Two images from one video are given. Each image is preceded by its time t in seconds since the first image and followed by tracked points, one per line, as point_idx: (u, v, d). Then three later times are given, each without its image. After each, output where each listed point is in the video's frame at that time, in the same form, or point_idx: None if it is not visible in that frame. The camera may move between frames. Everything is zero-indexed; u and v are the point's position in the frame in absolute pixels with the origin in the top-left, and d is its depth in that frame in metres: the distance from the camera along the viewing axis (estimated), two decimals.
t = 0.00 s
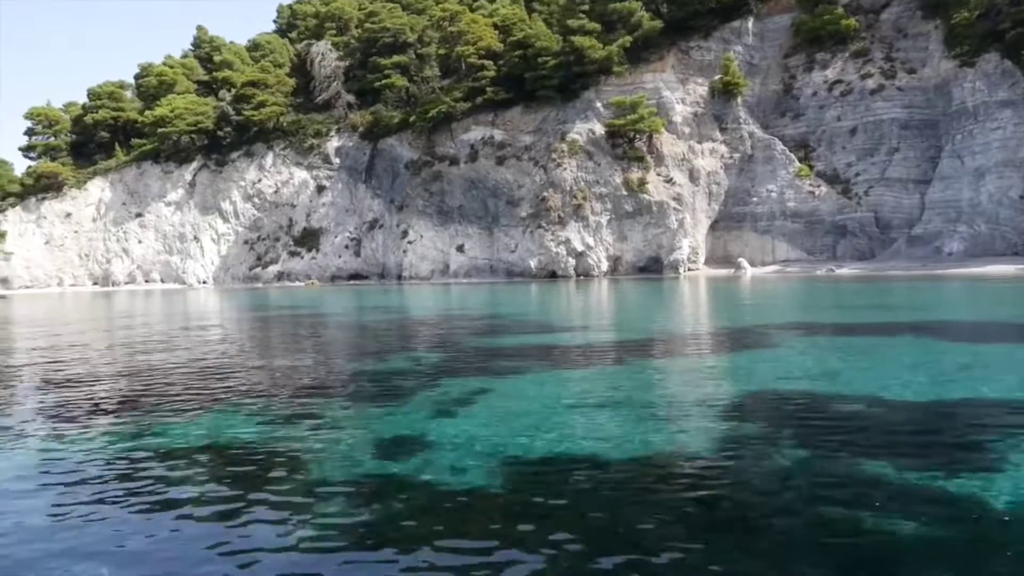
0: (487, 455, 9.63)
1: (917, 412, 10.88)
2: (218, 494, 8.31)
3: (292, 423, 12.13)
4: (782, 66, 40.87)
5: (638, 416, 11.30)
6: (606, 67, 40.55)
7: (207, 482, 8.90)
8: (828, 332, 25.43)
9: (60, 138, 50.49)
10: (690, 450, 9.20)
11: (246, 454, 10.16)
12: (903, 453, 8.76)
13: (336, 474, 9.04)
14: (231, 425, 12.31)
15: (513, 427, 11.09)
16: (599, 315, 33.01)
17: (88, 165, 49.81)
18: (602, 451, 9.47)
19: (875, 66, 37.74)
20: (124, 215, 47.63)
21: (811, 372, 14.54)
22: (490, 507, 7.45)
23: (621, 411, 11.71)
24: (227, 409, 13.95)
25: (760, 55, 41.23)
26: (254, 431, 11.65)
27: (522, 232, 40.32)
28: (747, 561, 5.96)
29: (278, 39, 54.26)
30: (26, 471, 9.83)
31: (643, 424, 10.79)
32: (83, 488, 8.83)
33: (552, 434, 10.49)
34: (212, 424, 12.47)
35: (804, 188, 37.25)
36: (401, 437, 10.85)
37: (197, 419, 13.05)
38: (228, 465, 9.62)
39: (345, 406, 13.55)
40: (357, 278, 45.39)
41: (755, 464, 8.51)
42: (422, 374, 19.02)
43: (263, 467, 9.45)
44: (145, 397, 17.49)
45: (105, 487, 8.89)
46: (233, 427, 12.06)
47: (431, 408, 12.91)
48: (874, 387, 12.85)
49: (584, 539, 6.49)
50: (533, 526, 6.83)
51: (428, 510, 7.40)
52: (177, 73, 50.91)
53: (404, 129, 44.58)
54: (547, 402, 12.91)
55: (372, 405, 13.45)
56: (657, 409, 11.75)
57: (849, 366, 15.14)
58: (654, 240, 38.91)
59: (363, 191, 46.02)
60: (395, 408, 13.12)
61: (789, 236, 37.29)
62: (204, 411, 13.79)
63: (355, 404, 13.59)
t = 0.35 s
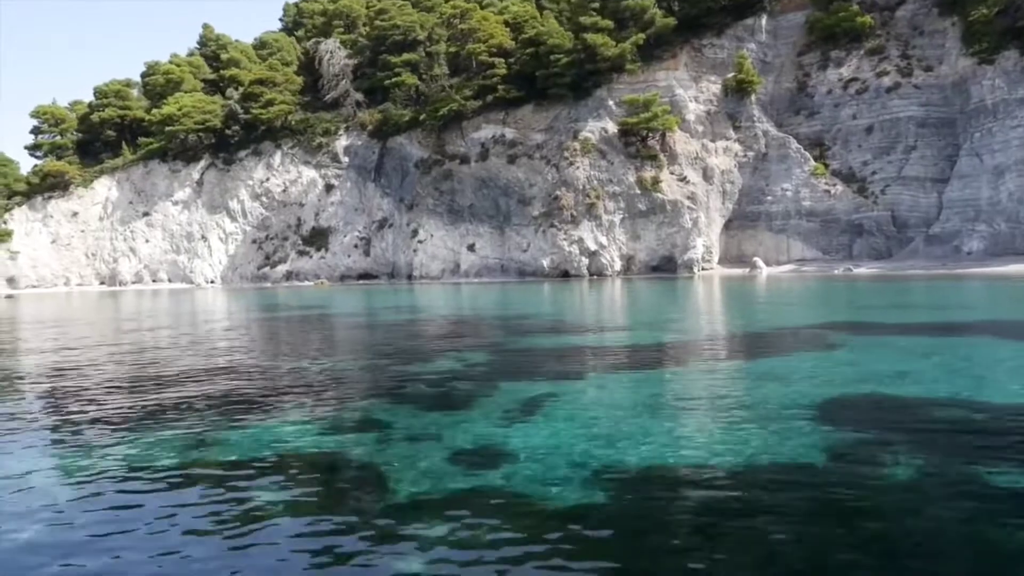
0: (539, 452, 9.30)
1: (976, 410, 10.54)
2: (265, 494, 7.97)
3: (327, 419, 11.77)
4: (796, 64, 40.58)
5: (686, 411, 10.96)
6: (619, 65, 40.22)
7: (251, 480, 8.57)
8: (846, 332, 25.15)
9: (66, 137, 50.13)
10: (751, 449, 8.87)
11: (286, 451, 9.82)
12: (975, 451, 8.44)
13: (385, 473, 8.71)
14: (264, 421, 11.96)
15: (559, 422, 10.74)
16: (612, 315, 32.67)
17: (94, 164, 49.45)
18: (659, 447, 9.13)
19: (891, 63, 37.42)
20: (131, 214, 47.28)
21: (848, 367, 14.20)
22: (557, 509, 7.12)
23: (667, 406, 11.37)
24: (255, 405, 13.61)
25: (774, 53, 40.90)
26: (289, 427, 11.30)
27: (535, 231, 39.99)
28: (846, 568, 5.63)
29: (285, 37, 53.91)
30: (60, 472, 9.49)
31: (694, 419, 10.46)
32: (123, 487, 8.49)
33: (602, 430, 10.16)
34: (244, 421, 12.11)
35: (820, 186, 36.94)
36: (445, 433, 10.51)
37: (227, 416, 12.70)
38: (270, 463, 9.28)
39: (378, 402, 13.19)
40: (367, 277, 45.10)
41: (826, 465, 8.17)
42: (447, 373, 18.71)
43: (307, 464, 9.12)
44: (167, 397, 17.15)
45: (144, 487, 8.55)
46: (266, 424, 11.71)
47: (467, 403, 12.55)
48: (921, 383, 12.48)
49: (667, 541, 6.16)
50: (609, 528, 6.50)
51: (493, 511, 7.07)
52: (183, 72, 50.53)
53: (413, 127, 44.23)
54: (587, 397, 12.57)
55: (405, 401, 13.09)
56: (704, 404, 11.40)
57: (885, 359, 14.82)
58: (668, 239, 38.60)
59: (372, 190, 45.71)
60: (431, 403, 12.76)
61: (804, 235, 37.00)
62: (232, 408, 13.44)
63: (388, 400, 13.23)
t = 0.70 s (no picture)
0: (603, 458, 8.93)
1: None
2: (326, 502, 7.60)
3: (369, 424, 11.39)
4: (812, 61, 40.23)
5: (746, 420, 10.60)
6: (634, 63, 39.82)
7: (307, 486, 8.19)
8: (869, 333, 24.80)
9: (74, 135, 49.75)
10: (827, 460, 8.52)
11: (336, 456, 9.45)
12: None
13: (448, 480, 8.32)
14: (304, 423, 11.59)
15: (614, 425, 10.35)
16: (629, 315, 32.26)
17: (101, 162, 49.07)
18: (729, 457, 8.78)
19: (909, 61, 37.05)
20: (139, 213, 46.89)
21: (898, 374, 13.84)
22: (643, 522, 6.74)
23: (723, 414, 11.01)
24: (289, 407, 13.22)
25: (789, 51, 40.56)
26: (332, 431, 10.94)
27: (548, 230, 39.60)
28: None
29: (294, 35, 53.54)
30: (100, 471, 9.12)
31: (755, 427, 10.09)
32: (174, 491, 8.12)
33: (664, 437, 9.80)
34: (282, 423, 11.73)
35: (838, 185, 36.56)
36: (498, 439, 10.14)
37: (263, 417, 12.32)
38: (323, 469, 8.91)
39: (417, 406, 12.81)
40: (377, 277, 44.68)
41: (915, 478, 7.80)
42: (476, 374, 18.35)
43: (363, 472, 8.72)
44: (191, 396, 16.75)
45: (194, 491, 8.17)
46: (307, 426, 11.33)
47: (511, 408, 12.18)
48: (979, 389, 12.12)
49: (771, 561, 5.83)
50: (710, 544, 6.14)
51: (575, 524, 6.69)
52: (191, 69, 50.11)
53: (425, 125, 43.84)
54: (637, 401, 12.18)
55: (445, 405, 12.69)
56: (761, 411, 11.04)
57: (934, 366, 14.44)
58: (683, 238, 38.21)
59: (383, 189, 45.32)
60: (474, 407, 12.39)
61: (822, 235, 36.62)
62: (266, 409, 13.07)
63: (428, 404, 12.86)
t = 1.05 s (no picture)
0: (663, 478, 8.59)
1: None
2: (387, 532, 7.26)
3: (408, 436, 11.06)
4: (826, 60, 39.90)
5: (800, 432, 10.26)
6: (646, 61, 39.47)
7: (362, 512, 7.86)
8: (893, 334, 24.45)
9: (79, 134, 49.36)
10: (899, 480, 8.20)
11: (383, 476, 9.12)
12: None
13: (507, 502, 7.99)
14: (340, 434, 11.25)
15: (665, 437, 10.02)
16: (644, 316, 31.90)
17: (107, 162, 48.71)
18: (796, 479, 8.45)
19: (925, 59, 36.70)
20: (145, 213, 46.53)
21: (942, 378, 13.49)
22: (725, 555, 6.41)
23: (774, 425, 10.67)
24: (320, 414, 12.88)
25: (802, 49, 40.22)
26: (372, 445, 10.60)
27: (561, 230, 39.24)
28: None
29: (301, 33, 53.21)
30: (138, 490, 8.78)
31: (814, 442, 9.76)
32: (221, 517, 7.78)
33: (720, 452, 9.47)
34: (316, 433, 11.40)
35: (853, 184, 36.22)
36: (547, 453, 9.79)
37: (295, 426, 11.98)
38: (372, 492, 8.57)
39: (453, 415, 12.48)
40: (386, 277, 44.28)
41: (997, 503, 7.48)
42: (503, 376, 18.01)
43: (416, 495, 8.39)
44: (212, 398, 16.41)
45: (242, 516, 7.83)
46: (344, 439, 10.99)
47: (552, 417, 11.84)
48: None
49: None
50: None
51: (658, 559, 6.36)
52: (198, 68, 49.72)
53: (434, 124, 43.50)
54: (680, 410, 11.85)
55: (482, 414, 12.35)
56: (814, 423, 10.70)
57: (982, 371, 14.04)
58: (697, 238, 37.85)
59: (392, 189, 44.96)
60: (513, 417, 12.06)
61: (837, 234, 36.30)
62: (297, 416, 12.73)
63: (465, 413, 12.52)
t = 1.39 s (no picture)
0: (736, 475, 8.15)
1: None
2: (455, 532, 6.81)
3: (452, 433, 10.62)
4: (841, 58, 39.51)
5: (867, 431, 9.82)
6: (660, 59, 39.08)
7: (423, 509, 7.42)
8: (916, 335, 24.02)
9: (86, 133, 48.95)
10: (981, 480, 7.82)
11: (435, 471, 8.68)
12: None
13: (575, 501, 7.55)
14: (381, 431, 10.80)
15: (724, 435, 9.60)
16: (660, 316, 31.50)
17: (114, 161, 48.31)
18: (876, 478, 8.01)
19: (944, 57, 36.32)
20: (153, 212, 46.13)
21: (995, 381, 13.07)
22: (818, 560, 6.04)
23: (837, 424, 10.22)
24: (355, 412, 12.44)
25: (817, 47, 39.85)
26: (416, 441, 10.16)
27: (574, 230, 38.84)
28: None
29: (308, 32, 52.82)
30: (179, 482, 8.33)
31: (881, 441, 9.37)
32: (273, 510, 7.33)
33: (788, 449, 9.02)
34: (355, 429, 10.95)
35: (871, 183, 35.83)
36: (605, 450, 9.35)
37: (331, 424, 11.53)
38: (427, 486, 8.19)
39: (494, 413, 12.04)
40: (396, 277, 43.78)
41: None
42: (532, 378, 17.63)
43: (476, 492, 7.95)
44: (236, 399, 15.98)
45: (296, 509, 7.39)
46: (385, 435, 10.55)
47: (598, 416, 11.40)
48: None
49: None
50: None
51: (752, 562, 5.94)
52: (205, 66, 49.25)
53: (444, 123, 43.12)
54: (732, 409, 11.40)
55: (524, 413, 11.91)
56: (878, 421, 10.25)
57: None
58: (713, 238, 37.45)
59: (401, 189, 44.53)
60: (558, 416, 11.61)
61: (855, 234, 35.91)
62: (331, 415, 12.30)
63: (506, 412, 12.07)
